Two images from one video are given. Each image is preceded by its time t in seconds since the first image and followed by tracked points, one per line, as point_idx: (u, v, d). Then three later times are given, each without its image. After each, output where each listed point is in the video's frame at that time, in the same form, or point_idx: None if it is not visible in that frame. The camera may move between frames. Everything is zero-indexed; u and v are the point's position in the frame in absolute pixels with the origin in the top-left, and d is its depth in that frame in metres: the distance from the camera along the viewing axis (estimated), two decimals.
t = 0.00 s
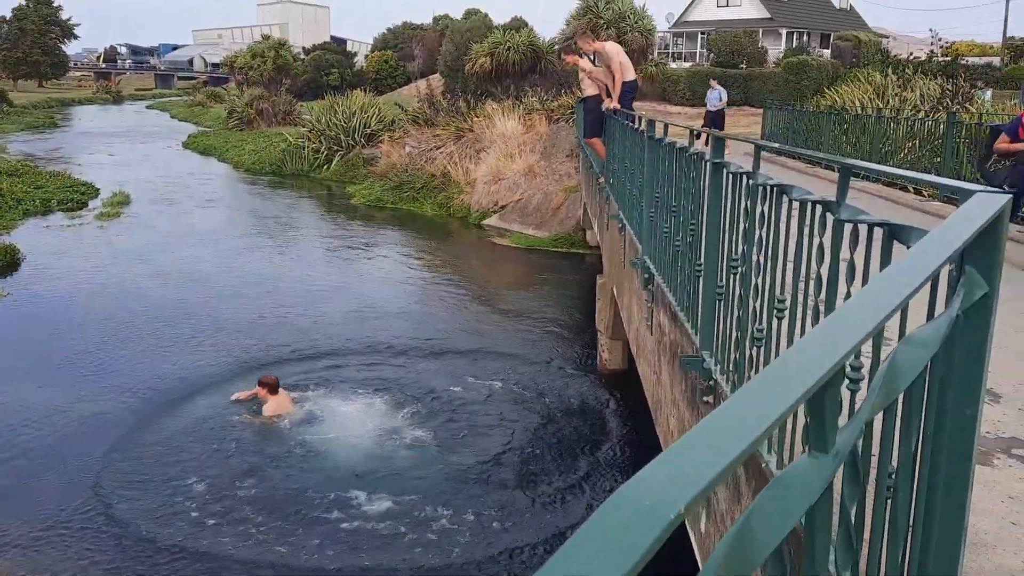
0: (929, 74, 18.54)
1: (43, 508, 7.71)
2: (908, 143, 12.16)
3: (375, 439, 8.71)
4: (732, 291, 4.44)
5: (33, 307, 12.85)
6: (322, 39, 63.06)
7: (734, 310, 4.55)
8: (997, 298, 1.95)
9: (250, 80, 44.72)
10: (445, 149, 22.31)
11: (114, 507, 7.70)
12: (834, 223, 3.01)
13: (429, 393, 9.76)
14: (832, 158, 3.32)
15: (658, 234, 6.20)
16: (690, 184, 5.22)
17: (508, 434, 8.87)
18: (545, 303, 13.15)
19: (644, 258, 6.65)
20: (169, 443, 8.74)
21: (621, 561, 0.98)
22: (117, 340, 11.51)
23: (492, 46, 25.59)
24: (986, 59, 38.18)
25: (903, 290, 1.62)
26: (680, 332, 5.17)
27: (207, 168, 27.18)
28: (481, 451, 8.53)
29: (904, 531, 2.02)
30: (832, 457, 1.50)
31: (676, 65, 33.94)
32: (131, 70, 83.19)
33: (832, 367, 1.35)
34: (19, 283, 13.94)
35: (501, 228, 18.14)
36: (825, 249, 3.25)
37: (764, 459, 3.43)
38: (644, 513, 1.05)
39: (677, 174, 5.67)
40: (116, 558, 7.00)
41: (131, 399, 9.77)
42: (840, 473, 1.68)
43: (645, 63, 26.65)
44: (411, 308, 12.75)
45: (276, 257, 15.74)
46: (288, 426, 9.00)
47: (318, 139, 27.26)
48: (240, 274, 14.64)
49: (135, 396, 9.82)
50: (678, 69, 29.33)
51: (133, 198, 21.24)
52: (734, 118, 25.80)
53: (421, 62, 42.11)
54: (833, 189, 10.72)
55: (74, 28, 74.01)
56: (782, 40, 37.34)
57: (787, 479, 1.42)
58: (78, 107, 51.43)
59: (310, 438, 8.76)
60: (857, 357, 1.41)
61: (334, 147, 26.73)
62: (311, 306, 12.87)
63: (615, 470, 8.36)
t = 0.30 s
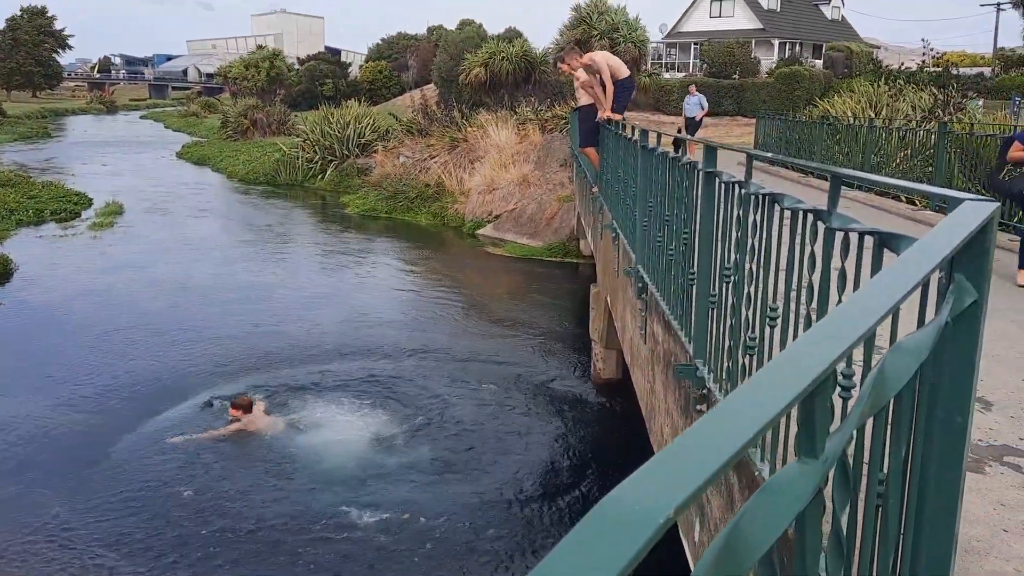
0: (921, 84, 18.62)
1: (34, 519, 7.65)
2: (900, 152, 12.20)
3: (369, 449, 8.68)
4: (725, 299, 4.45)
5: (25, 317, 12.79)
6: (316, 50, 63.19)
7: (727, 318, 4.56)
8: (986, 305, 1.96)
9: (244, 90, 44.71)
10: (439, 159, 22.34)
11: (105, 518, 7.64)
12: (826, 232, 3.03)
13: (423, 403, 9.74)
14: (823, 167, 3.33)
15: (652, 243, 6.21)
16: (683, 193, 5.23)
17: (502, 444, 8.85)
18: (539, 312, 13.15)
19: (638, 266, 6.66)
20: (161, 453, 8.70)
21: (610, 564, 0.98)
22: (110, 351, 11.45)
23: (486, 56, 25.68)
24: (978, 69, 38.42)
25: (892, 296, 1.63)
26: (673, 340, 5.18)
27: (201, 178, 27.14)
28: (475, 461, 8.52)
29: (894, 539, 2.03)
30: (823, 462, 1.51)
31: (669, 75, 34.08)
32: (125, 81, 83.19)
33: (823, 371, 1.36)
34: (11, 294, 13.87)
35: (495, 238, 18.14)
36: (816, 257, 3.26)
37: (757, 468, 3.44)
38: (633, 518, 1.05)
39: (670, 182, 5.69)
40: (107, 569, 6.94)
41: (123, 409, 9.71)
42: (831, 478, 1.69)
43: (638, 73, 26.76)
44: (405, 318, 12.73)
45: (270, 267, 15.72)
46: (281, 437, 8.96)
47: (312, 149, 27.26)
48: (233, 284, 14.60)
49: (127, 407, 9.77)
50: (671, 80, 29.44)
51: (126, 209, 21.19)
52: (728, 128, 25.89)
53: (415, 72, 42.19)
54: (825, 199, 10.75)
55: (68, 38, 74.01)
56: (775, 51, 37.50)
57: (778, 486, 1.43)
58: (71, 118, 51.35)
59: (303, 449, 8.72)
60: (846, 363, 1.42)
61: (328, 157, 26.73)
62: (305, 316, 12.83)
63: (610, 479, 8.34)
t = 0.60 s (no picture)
0: (913, 88, 18.68)
1: (25, 527, 7.59)
2: (893, 156, 12.24)
3: (363, 454, 8.64)
4: (719, 302, 4.46)
5: (16, 323, 12.72)
6: (309, 56, 63.19)
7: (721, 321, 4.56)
8: (981, 307, 1.96)
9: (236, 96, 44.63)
10: (432, 164, 22.34)
11: (97, 525, 7.59)
12: (819, 234, 3.03)
13: (417, 408, 9.72)
14: (816, 170, 3.34)
15: (646, 247, 6.21)
16: (677, 197, 5.23)
17: (496, 449, 8.84)
18: (532, 317, 13.14)
19: (632, 270, 6.66)
20: (152, 460, 8.64)
21: (608, 567, 0.98)
22: (101, 357, 11.39)
23: (478, 61, 25.72)
24: (969, 73, 38.58)
25: (888, 298, 1.63)
26: (668, 344, 5.17)
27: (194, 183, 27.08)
28: (470, 466, 8.49)
29: (891, 541, 2.03)
30: (819, 465, 1.51)
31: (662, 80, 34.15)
32: (117, 87, 83.05)
33: (820, 372, 1.36)
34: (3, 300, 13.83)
35: (489, 243, 18.14)
36: (811, 261, 3.25)
37: (752, 470, 3.44)
38: (630, 522, 1.05)
39: (664, 186, 5.69)
40: None
41: (114, 415, 9.65)
42: (828, 480, 1.68)
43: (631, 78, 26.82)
44: (399, 323, 12.70)
45: (263, 272, 15.68)
46: (274, 443, 8.92)
47: (305, 154, 27.22)
48: (226, 289, 14.57)
49: (119, 413, 9.71)
50: (663, 84, 29.53)
51: (118, 214, 21.13)
52: (721, 132, 25.95)
53: (408, 77, 42.22)
54: (818, 202, 10.77)
55: (60, 44, 73.86)
56: (767, 56, 37.64)
57: (774, 489, 1.43)
58: (63, 123, 51.16)
59: (296, 455, 8.68)
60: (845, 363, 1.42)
61: (322, 162, 26.70)
62: (298, 321, 12.79)
63: (604, 483, 8.33)
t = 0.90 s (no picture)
0: (910, 90, 18.71)
1: (20, 529, 7.55)
2: (889, 159, 12.27)
3: (360, 458, 8.63)
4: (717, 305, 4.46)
5: (11, 326, 12.67)
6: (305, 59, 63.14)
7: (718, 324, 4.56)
8: (982, 310, 1.96)
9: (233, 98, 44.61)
10: (429, 167, 22.34)
11: (92, 528, 7.55)
12: (818, 238, 3.03)
13: (414, 410, 9.71)
14: (815, 173, 3.33)
15: (643, 250, 6.22)
16: (675, 199, 5.23)
17: (493, 451, 8.83)
18: (529, 319, 13.15)
19: (629, 273, 6.67)
20: (147, 463, 8.60)
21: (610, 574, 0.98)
22: (97, 360, 11.35)
23: (475, 64, 25.74)
24: (965, 75, 38.65)
25: (889, 303, 1.63)
26: (665, 347, 5.17)
27: (190, 185, 27.05)
28: (468, 468, 8.48)
29: (893, 546, 2.03)
30: (821, 469, 1.52)
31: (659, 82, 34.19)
32: (113, 89, 82.81)
33: (823, 377, 1.35)
34: None
35: (486, 245, 18.15)
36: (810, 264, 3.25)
37: (750, 474, 3.45)
38: (630, 532, 1.05)
39: (661, 189, 5.69)
40: None
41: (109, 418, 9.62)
42: (830, 486, 1.68)
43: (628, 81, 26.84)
44: (396, 326, 12.68)
45: (260, 274, 15.68)
46: (271, 446, 8.90)
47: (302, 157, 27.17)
48: (223, 291, 14.55)
49: (115, 416, 9.67)
50: (660, 87, 29.54)
51: (114, 216, 21.09)
52: (717, 135, 25.97)
53: (405, 79, 42.23)
54: (815, 205, 10.79)
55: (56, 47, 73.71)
56: (764, 59, 37.68)
57: (777, 494, 1.43)
58: (59, 126, 51.06)
59: (292, 459, 8.65)
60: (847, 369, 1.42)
61: (319, 165, 26.68)
62: (294, 323, 12.77)
63: (602, 485, 8.33)
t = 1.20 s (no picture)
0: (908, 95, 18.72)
1: (17, 534, 7.54)
2: (889, 164, 12.28)
3: (358, 462, 8.62)
4: (717, 310, 4.46)
5: (10, 331, 12.66)
6: (305, 64, 63.20)
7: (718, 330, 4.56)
8: (981, 317, 1.96)
9: (233, 103, 44.59)
10: (428, 171, 22.36)
11: (90, 532, 7.54)
12: (818, 243, 3.03)
13: (413, 415, 9.71)
14: (814, 179, 3.34)
15: (643, 255, 6.22)
16: (675, 204, 5.23)
17: (491, 456, 8.83)
18: (528, 324, 13.15)
19: (629, 278, 6.67)
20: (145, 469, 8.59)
21: None
22: (95, 365, 11.34)
23: (475, 69, 25.76)
24: (964, 81, 38.69)
25: (889, 311, 1.63)
26: (665, 352, 5.17)
27: (190, 190, 27.04)
28: (467, 473, 8.48)
29: (891, 551, 2.04)
30: (821, 477, 1.53)
31: (658, 87, 34.23)
32: (113, 93, 82.79)
33: (822, 386, 1.35)
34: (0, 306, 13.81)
35: (485, 250, 18.15)
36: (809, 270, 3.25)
37: (750, 480, 3.45)
38: (632, 539, 1.05)
39: (661, 193, 5.70)
40: None
41: (107, 423, 9.61)
42: (829, 494, 1.69)
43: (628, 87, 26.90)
44: (396, 331, 12.68)
45: (260, 279, 15.68)
46: (269, 451, 8.90)
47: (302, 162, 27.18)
48: (223, 296, 14.55)
49: (113, 421, 9.65)
50: (660, 92, 29.55)
51: (114, 221, 21.10)
52: (717, 140, 26.00)
53: (405, 84, 42.25)
54: (815, 211, 10.81)
55: (57, 52, 73.79)
56: (764, 64, 37.69)
57: (777, 501, 1.44)
58: (60, 130, 51.02)
59: (291, 464, 8.64)
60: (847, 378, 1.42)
61: (318, 170, 26.67)
62: (294, 328, 12.78)
63: (601, 491, 8.33)
